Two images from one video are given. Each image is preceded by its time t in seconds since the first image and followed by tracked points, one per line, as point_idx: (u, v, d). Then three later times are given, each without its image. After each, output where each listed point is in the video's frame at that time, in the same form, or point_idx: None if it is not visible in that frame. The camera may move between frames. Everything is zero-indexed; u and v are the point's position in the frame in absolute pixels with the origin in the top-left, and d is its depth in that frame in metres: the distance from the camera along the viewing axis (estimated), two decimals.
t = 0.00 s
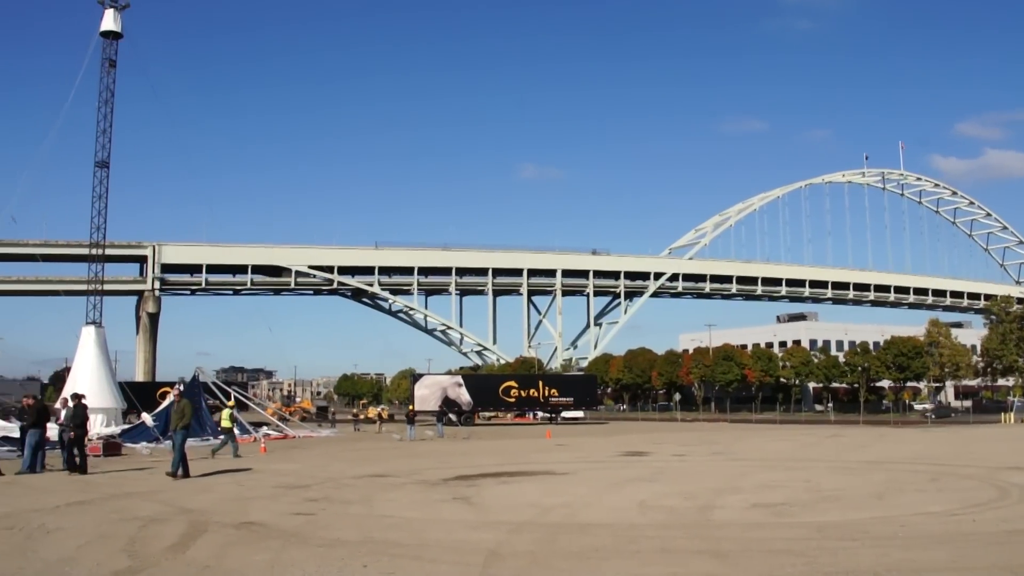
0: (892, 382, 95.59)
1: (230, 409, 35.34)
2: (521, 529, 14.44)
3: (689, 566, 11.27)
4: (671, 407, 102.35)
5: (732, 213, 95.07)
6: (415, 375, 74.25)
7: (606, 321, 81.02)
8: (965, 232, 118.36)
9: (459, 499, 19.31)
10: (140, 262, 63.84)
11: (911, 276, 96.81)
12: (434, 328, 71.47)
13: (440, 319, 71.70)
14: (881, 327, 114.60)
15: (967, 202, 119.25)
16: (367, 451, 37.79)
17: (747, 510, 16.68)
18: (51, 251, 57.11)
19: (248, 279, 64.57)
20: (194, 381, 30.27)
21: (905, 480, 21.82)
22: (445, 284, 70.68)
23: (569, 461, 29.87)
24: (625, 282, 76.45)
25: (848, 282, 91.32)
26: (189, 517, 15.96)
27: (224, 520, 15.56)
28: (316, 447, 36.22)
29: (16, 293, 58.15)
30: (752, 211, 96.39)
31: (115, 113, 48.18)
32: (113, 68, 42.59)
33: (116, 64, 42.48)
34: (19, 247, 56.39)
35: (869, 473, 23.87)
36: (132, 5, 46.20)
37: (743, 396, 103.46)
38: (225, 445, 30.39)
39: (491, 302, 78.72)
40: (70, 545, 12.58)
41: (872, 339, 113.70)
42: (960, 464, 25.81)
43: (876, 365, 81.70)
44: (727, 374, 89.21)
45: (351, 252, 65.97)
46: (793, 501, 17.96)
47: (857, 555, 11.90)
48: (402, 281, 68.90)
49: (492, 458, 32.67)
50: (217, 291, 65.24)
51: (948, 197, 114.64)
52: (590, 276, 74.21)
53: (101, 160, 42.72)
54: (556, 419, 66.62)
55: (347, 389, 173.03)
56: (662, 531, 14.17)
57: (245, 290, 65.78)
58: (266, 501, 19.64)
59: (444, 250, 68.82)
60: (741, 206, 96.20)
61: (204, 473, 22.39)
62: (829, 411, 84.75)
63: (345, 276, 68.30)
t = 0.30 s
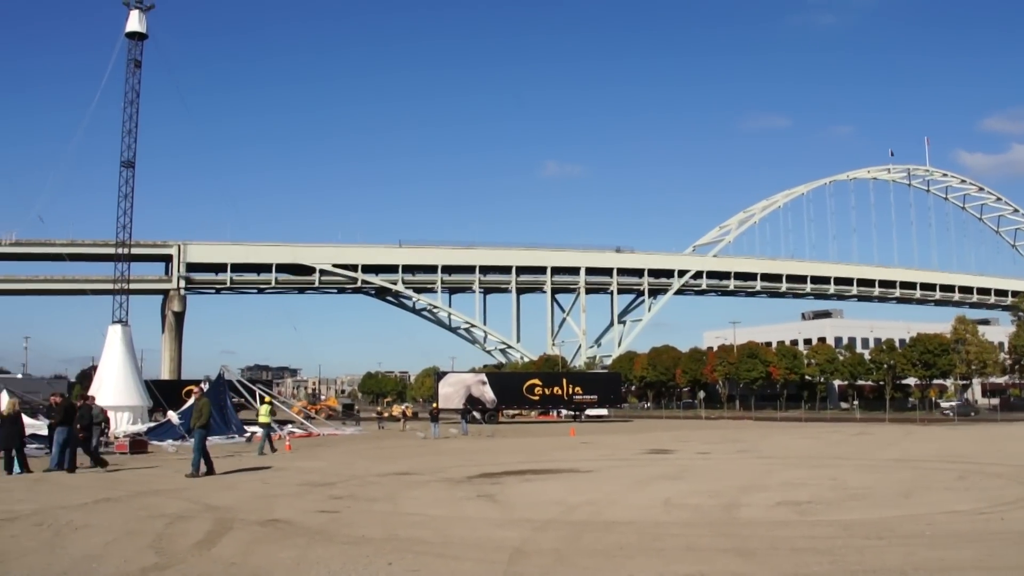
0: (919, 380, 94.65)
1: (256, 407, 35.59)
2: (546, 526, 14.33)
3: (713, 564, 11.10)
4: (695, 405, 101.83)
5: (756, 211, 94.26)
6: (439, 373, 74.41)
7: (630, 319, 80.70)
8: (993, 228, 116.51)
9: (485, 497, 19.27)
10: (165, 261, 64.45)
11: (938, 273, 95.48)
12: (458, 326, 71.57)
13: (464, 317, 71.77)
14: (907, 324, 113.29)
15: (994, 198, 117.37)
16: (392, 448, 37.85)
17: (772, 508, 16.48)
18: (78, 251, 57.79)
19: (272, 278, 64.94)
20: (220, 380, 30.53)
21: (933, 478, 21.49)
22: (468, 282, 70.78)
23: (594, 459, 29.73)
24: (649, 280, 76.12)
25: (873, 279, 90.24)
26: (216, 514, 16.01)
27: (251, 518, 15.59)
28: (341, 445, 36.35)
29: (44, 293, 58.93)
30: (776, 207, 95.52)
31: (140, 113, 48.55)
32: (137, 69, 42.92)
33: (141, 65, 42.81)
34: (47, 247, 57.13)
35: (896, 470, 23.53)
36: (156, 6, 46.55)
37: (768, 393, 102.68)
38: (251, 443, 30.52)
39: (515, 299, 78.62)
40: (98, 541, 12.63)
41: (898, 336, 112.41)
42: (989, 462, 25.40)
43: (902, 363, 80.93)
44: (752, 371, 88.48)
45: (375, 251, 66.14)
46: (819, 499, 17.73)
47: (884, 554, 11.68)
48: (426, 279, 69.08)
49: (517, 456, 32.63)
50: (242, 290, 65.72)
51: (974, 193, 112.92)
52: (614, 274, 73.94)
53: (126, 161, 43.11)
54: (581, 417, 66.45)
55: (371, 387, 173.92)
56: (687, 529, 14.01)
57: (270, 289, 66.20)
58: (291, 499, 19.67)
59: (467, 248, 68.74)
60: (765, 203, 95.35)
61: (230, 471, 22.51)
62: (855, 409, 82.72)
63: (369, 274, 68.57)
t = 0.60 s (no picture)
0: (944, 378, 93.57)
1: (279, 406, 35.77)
2: (569, 525, 14.23)
3: (736, 563, 10.95)
4: (718, 403, 101.27)
5: (779, 208, 93.51)
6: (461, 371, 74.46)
7: (652, 317, 80.30)
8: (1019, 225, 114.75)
9: (507, 496, 19.19)
10: (188, 261, 64.97)
11: (962, 269, 94.23)
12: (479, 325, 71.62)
13: (485, 315, 71.77)
14: (931, 322, 111.91)
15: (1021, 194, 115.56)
16: (414, 447, 37.86)
17: (796, 507, 16.27)
18: (102, 251, 58.40)
19: (295, 277, 65.30)
20: (243, 379, 30.69)
21: (960, 476, 21.14)
22: (490, 281, 70.78)
23: (616, 458, 29.54)
24: (671, 278, 75.76)
25: (897, 276, 89.18)
26: (240, 512, 16.07)
27: (274, 516, 15.60)
28: (363, 443, 36.40)
29: (70, 293, 59.62)
30: (798, 204, 94.67)
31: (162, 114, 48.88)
32: (160, 70, 43.17)
33: (164, 65, 43.06)
34: (72, 248, 57.78)
35: (923, 469, 23.16)
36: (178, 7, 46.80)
37: (791, 391, 101.89)
38: (273, 442, 30.63)
39: (537, 298, 78.49)
40: (124, 540, 12.70)
41: (922, 334, 111.10)
42: (1017, 461, 24.93)
43: (926, 361, 80.55)
44: (775, 369, 87.74)
45: (396, 250, 66.31)
46: (843, 498, 17.48)
47: (910, 553, 11.47)
48: (447, 278, 69.19)
49: (539, 455, 32.52)
50: (264, 289, 66.13)
51: (1000, 189, 111.24)
52: (635, 272, 73.61)
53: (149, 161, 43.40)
54: (603, 415, 66.17)
55: (393, 385, 174.56)
56: (711, 528, 13.85)
57: (292, 288, 66.56)
58: (314, 497, 19.71)
59: (487, 247, 68.69)
60: (787, 200, 94.53)
61: (254, 469, 22.61)
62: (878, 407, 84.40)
63: (390, 273, 68.77)
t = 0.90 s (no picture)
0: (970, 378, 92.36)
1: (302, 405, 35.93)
2: (591, 524, 14.13)
3: (759, 564, 10.80)
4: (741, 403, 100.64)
5: (801, 206, 92.73)
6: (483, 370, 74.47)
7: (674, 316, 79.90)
8: None
9: (529, 495, 19.13)
10: (211, 260, 65.41)
11: (987, 268, 92.99)
12: (501, 324, 71.62)
13: (507, 314, 71.76)
14: (956, 321, 110.42)
15: None
16: (436, 446, 37.87)
17: (820, 506, 16.07)
18: (126, 251, 58.90)
19: (317, 276, 65.61)
20: (266, 378, 30.89)
21: (987, 477, 20.81)
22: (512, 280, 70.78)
23: (639, 458, 29.38)
24: (693, 277, 75.36)
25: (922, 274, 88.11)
26: (263, 510, 16.12)
27: (297, 515, 15.63)
28: (386, 442, 36.47)
29: (95, 292, 60.26)
30: (821, 203, 93.80)
31: (185, 114, 49.22)
32: (183, 70, 43.49)
33: (187, 67, 43.40)
34: (97, 247, 58.36)
35: (949, 469, 22.82)
36: (202, 9, 47.14)
37: (814, 391, 101.05)
38: (296, 440, 30.76)
39: (558, 296, 78.35)
40: (148, 537, 12.75)
41: (947, 333, 109.69)
42: None
43: (951, 359, 79.66)
44: (798, 368, 86.95)
45: (418, 249, 66.46)
46: (868, 498, 17.23)
47: (936, 554, 11.27)
48: (469, 277, 69.26)
49: (561, 454, 32.42)
50: (287, 288, 66.46)
51: None
52: (657, 271, 73.28)
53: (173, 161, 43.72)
54: (625, 415, 65.86)
55: (416, 384, 175.21)
56: (734, 528, 13.69)
57: (314, 287, 66.85)
58: (337, 496, 19.76)
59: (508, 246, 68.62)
60: (810, 198, 93.69)
61: (277, 468, 22.72)
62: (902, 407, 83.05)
63: (413, 271, 68.92)
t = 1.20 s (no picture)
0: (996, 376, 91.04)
1: (324, 404, 36.07)
2: (614, 523, 14.00)
3: (783, 563, 10.65)
4: (764, 402, 99.96)
5: (824, 204, 91.87)
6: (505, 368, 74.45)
7: (696, 314, 79.46)
8: None
9: (551, 494, 19.03)
10: (234, 260, 65.85)
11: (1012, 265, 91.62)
12: (523, 323, 71.57)
13: (529, 313, 71.70)
14: (981, 320, 108.94)
15: None
16: (459, 444, 37.87)
17: (844, 505, 15.85)
18: (150, 250, 59.41)
19: (339, 275, 65.86)
20: (289, 377, 30.98)
21: (1015, 476, 20.45)
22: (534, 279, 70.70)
23: (662, 456, 29.21)
24: (715, 275, 74.84)
25: (946, 272, 87.01)
26: (286, 508, 16.16)
27: (320, 513, 15.62)
28: (408, 441, 36.51)
29: (121, 292, 60.85)
30: (844, 201, 92.88)
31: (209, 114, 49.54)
32: (205, 71, 43.73)
33: (209, 67, 43.66)
34: (121, 247, 58.91)
35: (976, 468, 22.46)
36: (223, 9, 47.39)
37: (837, 390, 100.17)
38: (319, 438, 30.85)
39: (581, 295, 78.15)
40: (173, 535, 12.78)
41: (972, 331, 108.22)
42: None
43: (976, 358, 78.52)
44: (820, 367, 85.62)
45: (440, 248, 66.54)
46: (893, 497, 16.99)
47: (964, 554, 11.05)
48: (491, 276, 69.26)
49: (584, 453, 32.28)
50: (309, 287, 66.78)
51: None
52: (679, 269, 72.90)
53: (196, 162, 44.00)
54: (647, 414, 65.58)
55: (438, 382, 175.71)
56: (757, 527, 13.53)
57: (336, 287, 67.12)
58: (360, 494, 19.78)
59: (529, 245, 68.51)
60: (833, 196, 92.78)
61: (300, 466, 22.80)
62: (927, 406, 81.43)
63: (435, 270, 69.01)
